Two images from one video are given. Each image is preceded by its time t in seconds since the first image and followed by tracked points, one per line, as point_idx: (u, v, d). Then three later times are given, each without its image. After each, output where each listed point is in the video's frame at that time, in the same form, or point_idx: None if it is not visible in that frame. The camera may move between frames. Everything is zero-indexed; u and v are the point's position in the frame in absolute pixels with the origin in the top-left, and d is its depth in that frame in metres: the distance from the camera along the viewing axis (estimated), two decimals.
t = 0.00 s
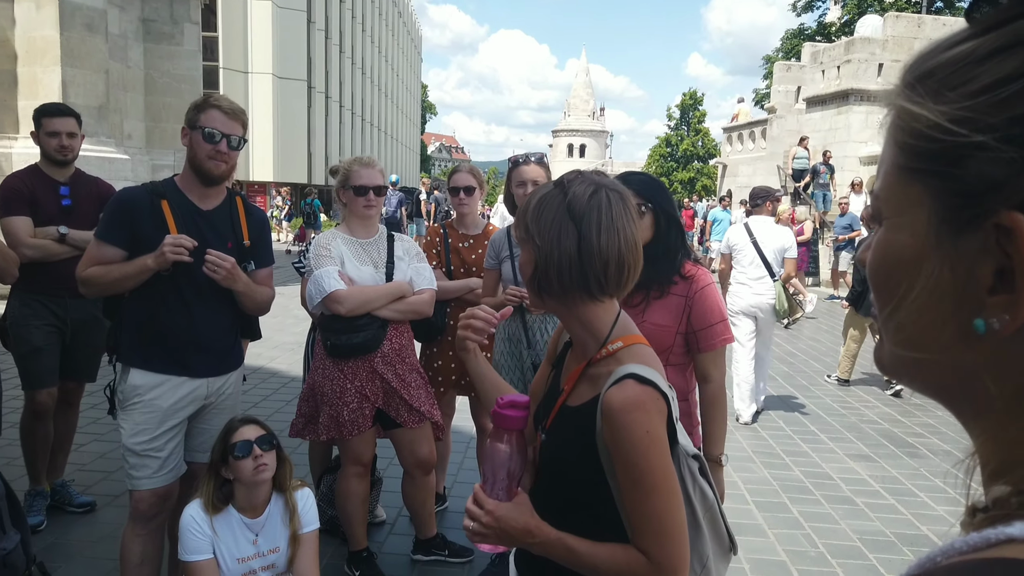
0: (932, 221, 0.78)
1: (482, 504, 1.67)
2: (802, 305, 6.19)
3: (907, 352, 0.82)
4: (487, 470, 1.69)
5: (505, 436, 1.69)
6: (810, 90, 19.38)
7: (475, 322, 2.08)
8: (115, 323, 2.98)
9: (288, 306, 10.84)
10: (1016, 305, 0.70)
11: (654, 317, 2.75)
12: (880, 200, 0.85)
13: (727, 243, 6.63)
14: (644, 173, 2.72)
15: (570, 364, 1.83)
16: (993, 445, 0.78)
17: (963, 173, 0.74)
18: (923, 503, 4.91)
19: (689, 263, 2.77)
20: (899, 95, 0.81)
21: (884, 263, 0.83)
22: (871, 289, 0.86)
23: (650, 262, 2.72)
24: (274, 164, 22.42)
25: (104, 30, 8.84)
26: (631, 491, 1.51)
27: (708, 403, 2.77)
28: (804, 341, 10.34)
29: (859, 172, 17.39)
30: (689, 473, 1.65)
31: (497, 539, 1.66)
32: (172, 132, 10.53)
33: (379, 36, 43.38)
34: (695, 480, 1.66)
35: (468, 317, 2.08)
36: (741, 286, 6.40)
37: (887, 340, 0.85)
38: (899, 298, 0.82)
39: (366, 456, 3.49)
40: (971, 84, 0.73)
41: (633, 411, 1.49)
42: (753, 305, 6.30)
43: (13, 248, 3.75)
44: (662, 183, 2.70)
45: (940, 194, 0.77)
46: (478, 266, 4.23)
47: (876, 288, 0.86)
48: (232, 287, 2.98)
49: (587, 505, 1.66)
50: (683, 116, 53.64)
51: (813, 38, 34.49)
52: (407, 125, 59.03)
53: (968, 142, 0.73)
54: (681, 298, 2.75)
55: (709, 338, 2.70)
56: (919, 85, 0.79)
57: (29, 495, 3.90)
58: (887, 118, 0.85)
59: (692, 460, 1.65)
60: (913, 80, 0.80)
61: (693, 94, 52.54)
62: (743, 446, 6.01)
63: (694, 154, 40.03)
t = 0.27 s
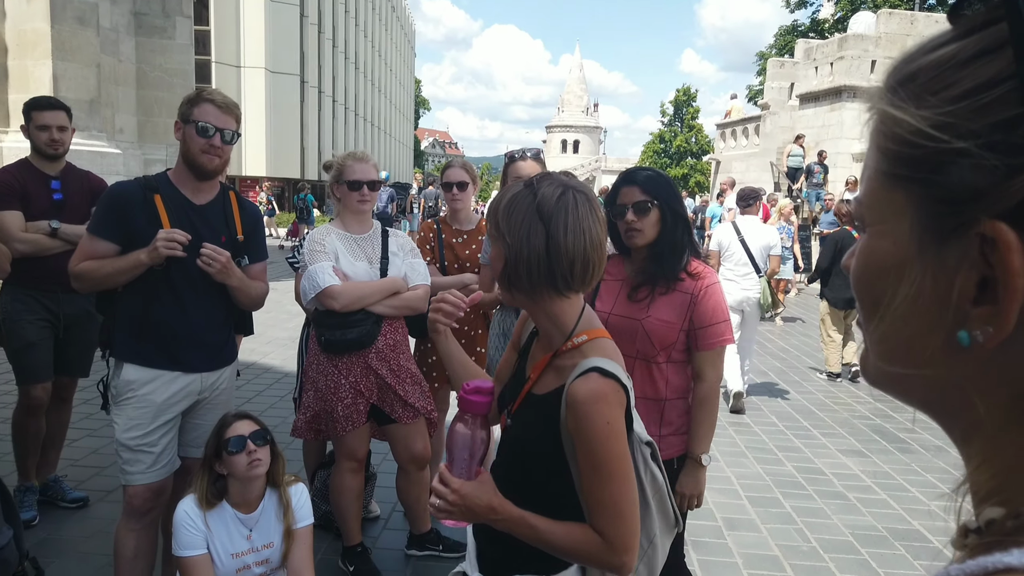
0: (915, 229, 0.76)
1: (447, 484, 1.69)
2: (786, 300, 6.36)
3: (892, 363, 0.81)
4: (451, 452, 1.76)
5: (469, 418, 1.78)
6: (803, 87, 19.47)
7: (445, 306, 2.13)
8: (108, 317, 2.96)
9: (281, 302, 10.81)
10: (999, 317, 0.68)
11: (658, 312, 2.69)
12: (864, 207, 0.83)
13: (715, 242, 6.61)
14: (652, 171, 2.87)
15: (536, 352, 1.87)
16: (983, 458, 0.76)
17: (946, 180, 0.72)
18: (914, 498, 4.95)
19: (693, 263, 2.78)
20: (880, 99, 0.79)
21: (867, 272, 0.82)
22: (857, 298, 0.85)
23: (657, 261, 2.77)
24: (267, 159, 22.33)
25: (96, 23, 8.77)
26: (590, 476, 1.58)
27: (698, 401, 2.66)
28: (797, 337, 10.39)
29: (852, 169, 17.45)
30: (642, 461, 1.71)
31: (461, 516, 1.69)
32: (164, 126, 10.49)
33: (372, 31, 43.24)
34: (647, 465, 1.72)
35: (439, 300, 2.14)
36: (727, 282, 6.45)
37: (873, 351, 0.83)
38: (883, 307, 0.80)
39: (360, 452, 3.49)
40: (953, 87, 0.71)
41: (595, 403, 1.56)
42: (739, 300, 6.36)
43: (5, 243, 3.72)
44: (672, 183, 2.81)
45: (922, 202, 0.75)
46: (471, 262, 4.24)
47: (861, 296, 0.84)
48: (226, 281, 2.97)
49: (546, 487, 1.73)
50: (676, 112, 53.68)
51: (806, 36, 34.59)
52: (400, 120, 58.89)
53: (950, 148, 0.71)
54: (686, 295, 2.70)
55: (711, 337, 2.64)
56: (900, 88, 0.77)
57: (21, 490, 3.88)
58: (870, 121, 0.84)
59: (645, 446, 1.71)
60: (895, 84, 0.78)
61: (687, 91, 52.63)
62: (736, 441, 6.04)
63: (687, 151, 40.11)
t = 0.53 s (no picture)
0: (926, 233, 0.75)
1: (436, 474, 1.76)
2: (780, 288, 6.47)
3: (914, 376, 0.78)
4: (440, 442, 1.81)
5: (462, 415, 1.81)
6: (802, 85, 19.47)
7: (418, 302, 2.15)
8: (105, 314, 2.95)
9: (279, 299, 10.80)
10: (1014, 324, 0.68)
11: (673, 311, 2.66)
12: (873, 210, 0.82)
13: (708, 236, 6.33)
14: (666, 167, 2.84)
15: (519, 353, 1.99)
16: (1001, 469, 0.76)
17: (955, 184, 0.71)
18: (914, 496, 4.95)
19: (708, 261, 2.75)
20: (890, 98, 0.78)
21: (878, 276, 0.80)
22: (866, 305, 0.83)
23: (673, 258, 2.74)
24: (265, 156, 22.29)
25: (94, 20, 8.74)
26: (577, 470, 1.72)
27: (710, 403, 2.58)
28: (795, 335, 10.38)
29: (851, 167, 17.44)
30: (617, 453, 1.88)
31: (449, 506, 1.76)
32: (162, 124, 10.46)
33: (370, 28, 43.15)
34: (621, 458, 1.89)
35: (413, 294, 2.14)
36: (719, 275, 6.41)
37: (883, 358, 0.81)
38: (894, 314, 0.79)
39: (360, 450, 3.48)
40: (962, 88, 0.71)
41: (587, 403, 1.70)
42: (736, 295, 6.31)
43: (4, 240, 3.70)
44: (686, 180, 2.80)
45: (933, 205, 0.74)
46: (471, 260, 4.22)
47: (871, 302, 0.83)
48: (223, 279, 2.96)
49: (524, 479, 1.84)
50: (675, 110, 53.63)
51: (804, 34, 34.59)
52: (399, 118, 58.80)
53: (960, 150, 0.70)
54: (702, 294, 2.66)
55: (727, 336, 2.59)
56: (908, 88, 0.76)
57: (19, 488, 3.87)
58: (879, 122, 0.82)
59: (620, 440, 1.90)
60: (903, 83, 0.77)
61: (685, 89, 52.59)
62: (736, 439, 6.04)
63: (686, 148, 40.07)
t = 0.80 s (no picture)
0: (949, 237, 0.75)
1: (444, 476, 1.77)
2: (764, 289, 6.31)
3: (938, 385, 0.77)
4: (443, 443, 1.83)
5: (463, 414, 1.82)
6: (803, 84, 19.45)
7: (406, 303, 2.12)
8: (108, 313, 2.95)
9: (281, 298, 10.78)
10: None
11: (686, 314, 2.64)
12: (891, 214, 0.81)
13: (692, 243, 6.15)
14: (680, 167, 2.79)
15: (514, 346, 2.00)
16: None
17: (980, 187, 0.71)
18: (917, 496, 4.94)
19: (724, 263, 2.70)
20: (909, 99, 0.77)
21: (899, 281, 0.78)
22: (885, 311, 0.82)
23: (686, 258, 2.70)
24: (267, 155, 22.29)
25: (95, 18, 8.74)
26: (584, 458, 1.75)
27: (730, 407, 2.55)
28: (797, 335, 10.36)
29: (853, 166, 17.41)
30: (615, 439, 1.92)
31: (459, 505, 1.78)
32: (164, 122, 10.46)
33: (371, 27, 43.14)
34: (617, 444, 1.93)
35: (401, 294, 2.12)
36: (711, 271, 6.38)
37: (904, 366, 0.81)
38: (915, 321, 0.78)
39: (363, 449, 3.48)
40: (986, 88, 0.70)
41: (588, 389, 1.74)
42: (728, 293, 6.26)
43: (7, 239, 3.70)
44: (700, 179, 2.74)
45: (955, 208, 0.74)
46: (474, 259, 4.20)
47: (889, 307, 0.81)
48: (224, 278, 2.95)
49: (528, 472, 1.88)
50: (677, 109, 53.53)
51: (806, 33, 34.59)
52: (400, 117, 58.80)
53: (984, 152, 0.70)
54: (716, 297, 2.62)
55: (743, 340, 2.55)
56: (929, 88, 0.75)
57: (20, 488, 3.87)
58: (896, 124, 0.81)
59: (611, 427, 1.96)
60: (923, 83, 0.76)
61: (687, 88, 52.60)
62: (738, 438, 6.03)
63: (687, 147, 40.04)
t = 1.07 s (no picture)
0: (966, 231, 0.74)
1: (453, 468, 1.78)
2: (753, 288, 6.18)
3: (947, 384, 0.77)
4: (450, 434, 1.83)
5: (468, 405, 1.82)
6: (808, 81, 19.39)
7: (406, 300, 2.13)
8: (111, 310, 2.95)
9: (285, 295, 10.79)
10: None
11: (693, 314, 2.61)
12: (907, 207, 0.80)
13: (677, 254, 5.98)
14: (693, 165, 2.74)
15: (514, 337, 1.99)
16: None
17: (1001, 178, 0.69)
18: (922, 494, 4.92)
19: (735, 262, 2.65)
20: (927, 88, 0.76)
21: (914, 275, 0.78)
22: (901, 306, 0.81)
23: (696, 258, 2.67)
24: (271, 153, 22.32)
25: (99, 16, 8.74)
26: (592, 443, 1.76)
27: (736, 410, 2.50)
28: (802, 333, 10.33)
29: (858, 163, 17.35)
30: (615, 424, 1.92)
31: (469, 495, 1.79)
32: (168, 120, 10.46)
33: (375, 24, 43.11)
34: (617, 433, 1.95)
35: (402, 291, 2.12)
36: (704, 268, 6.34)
37: (919, 362, 0.80)
38: (929, 317, 0.77)
39: (366, 446, 3.47)
40: (1007, 75, 0.69)
41: (592, 376, 1.75)
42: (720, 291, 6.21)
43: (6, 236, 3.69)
44: (713, 177, 2.70)
45: (974, 200, 0.72)
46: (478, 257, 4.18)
47: (905, 302, 0.81)
48: (225, 275, 2.94)
49: (533, 460, 1.88)
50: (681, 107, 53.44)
51: (811, 30, 34.47)
52: (404, 114, 58.79)
53: (1003, 142, 0.68)
54: (725, 298, 2.58)
55: (752, 342, 2.50)
56: (948, 75, 0.74)
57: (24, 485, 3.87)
58: (914, 113, 0.80)
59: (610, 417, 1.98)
60: (943, 71, 0.75)
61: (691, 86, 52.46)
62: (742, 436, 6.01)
63: (691, 145, 39.95)
